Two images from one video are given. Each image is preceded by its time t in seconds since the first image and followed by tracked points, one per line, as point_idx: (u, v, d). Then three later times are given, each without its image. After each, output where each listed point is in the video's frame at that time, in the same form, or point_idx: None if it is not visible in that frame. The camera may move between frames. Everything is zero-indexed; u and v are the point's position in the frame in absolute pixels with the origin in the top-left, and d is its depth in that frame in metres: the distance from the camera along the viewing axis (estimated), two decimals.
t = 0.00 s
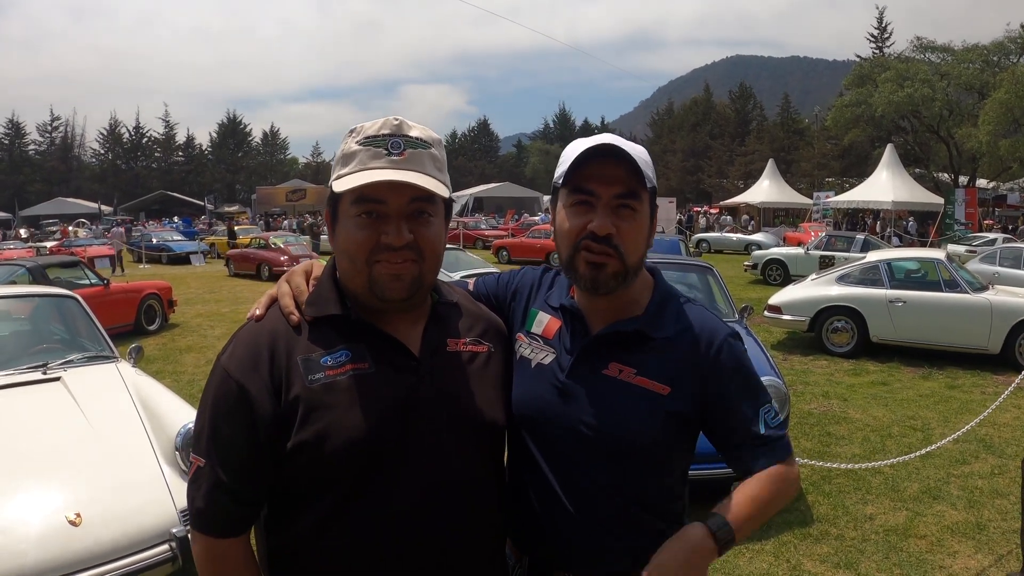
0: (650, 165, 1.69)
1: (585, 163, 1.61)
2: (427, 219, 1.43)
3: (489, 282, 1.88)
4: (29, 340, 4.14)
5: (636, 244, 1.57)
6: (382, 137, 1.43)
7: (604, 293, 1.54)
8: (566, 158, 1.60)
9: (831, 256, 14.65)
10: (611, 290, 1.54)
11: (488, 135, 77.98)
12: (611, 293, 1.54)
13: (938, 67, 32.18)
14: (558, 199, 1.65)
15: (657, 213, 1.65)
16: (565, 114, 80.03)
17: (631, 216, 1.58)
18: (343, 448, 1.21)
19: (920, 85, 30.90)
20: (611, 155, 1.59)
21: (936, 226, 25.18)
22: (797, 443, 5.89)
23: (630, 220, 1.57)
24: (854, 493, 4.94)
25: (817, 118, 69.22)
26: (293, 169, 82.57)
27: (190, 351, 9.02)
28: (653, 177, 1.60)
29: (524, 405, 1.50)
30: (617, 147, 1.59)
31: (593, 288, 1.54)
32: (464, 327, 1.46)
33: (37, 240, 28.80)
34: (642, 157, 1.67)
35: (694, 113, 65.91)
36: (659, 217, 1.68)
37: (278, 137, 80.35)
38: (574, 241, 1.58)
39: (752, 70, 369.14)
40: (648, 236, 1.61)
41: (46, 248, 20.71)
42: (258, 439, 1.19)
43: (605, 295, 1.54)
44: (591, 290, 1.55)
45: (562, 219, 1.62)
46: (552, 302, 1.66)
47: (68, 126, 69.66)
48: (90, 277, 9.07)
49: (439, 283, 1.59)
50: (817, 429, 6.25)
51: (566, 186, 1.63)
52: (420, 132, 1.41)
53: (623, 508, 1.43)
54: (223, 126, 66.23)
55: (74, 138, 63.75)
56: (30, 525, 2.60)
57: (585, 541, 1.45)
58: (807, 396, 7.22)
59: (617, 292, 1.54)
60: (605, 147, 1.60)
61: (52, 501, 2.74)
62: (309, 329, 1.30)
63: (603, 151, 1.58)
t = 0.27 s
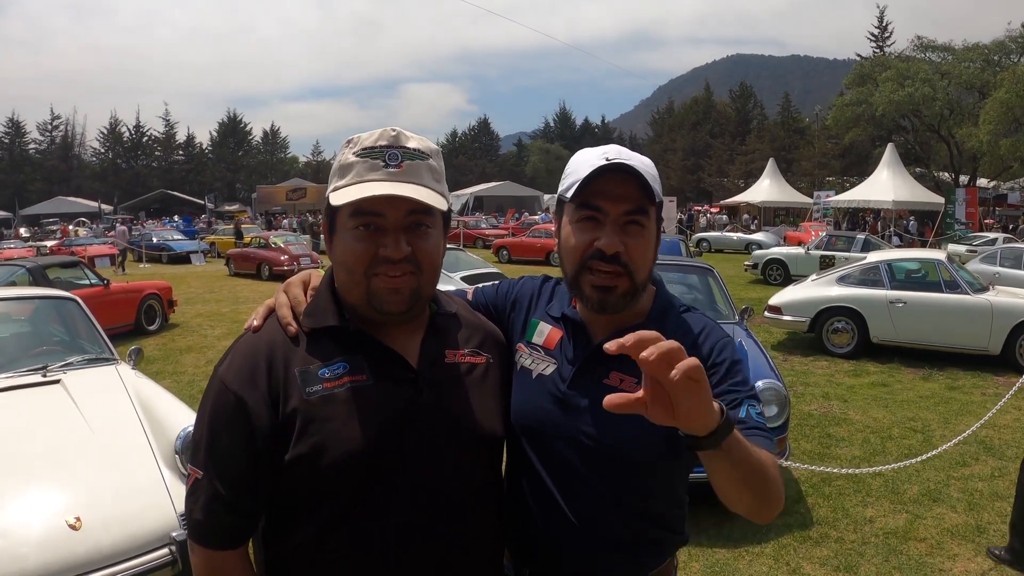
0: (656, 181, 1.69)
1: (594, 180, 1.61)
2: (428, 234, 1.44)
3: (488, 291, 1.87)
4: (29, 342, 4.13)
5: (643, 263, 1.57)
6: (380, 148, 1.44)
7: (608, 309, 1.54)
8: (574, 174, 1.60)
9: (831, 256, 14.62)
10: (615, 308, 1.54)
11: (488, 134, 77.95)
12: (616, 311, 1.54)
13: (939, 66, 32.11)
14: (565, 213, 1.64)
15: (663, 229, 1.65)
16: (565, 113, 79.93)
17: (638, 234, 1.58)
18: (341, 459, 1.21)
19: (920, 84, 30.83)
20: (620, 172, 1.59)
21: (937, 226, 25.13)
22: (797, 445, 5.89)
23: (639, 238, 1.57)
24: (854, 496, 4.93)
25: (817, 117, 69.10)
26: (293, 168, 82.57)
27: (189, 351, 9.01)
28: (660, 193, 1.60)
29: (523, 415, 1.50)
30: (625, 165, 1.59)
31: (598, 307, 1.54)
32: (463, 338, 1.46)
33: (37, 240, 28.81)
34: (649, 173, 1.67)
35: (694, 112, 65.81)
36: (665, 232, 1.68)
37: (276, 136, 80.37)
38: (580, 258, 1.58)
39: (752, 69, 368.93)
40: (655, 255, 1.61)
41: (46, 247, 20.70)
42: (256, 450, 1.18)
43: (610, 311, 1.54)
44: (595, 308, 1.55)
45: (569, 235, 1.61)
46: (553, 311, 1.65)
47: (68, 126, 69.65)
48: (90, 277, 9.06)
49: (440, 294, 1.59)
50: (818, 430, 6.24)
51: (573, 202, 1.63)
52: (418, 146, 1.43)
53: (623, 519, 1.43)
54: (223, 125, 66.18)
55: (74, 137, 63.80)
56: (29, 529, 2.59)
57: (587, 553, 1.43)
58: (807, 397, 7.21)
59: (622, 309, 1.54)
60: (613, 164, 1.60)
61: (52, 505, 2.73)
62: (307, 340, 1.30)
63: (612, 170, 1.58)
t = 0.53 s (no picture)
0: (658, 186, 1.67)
1: (594, 184, 1.58)
2: (426, 240, 1.42)
3: (490, 297, 1.86)
4: (28, 343, 4.11)
5: (642, 270, 1.55)
6: (379, 154, 1.44)
7: (607, 318, 1.52)
8: (573, 180, 1.58)
9: (832, 257, 14.59)
10: (613, 316, 1.52)
11: (488, 133, 77.96)
12: (615, 319, 1.52)
13: (939, 66, 32.05)
14: (564, 218, 1.62)
15: (664, 235, 1.63)
16: (565, 113, 79.87)
17: (638, 241, 1.55)
18: (339, 471, 1.20)
19: (921, 84, 30.78)
20: (620, 176, 1.57)
21: (938, 226, 25.09)
22: (798, 446, 5.86)
23: (639, 244, 1.55)
24: (855, 498, 4.91)
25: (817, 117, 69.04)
26: (293, 167, 82.54)
27: (189, 351, 9.00)
28: (661, 199, 1.58)
29: (524, 424, 1.48)
30: (626, 170, 1.57)
31: (596, 315, 1.52)
32: (464, 346, 1.45)
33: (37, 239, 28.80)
34: (651, 179, 1.65)
35: (695, 112, 65.77)
36: (666, 238, 1.66)
37: (276, 135, 80.32)
38: (579, 265, 1.55)
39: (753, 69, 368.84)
40: (655, 262, 1.58)
41: (46, 246, 20.68)
42: (253, 461, 1.18)
43: (607, 320, 1.52)
44: (594, 316, 1.53)
45: (568, 241, 1.59)
46: (554, 320, 1.64)
47: (68, 125, 69.63)
48: (90, 276, 9.04)
49: (439, 302, 1.58)
50: (819, 432, 6.22)
51: (572, 207, 1.61)
52: (417, 152, 1.42)
53: (624, 531, 1.40)
54: (223, 124, 66.17)
55: (74, 136, 63.81)
56: (29, 533, 2.57)
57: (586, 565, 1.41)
58: (808, 398, 7.19)
59: (620, 317, 1.52)
60: (614, 169, 1.58)
61: (51, 507, 2.72)
62: (305, 349, 1.29)
63: (612, 174, 1.56)
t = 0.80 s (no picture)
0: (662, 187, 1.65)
1: (597, 185, 1.57)
2: (425, 243, 1.40)
3: (491, 302, 1.85)
4: (27, 343, 4.09)
5: (647, 272, 1.53)
6: (375, 155, 1.42)
7: (611, 321, 1.50)
8: (576, 180, 1.57)
9: (832, 257, 14.58)
10: (616, 319, 1.50)
11: (489, 133, 77.96)
12: (617, 322, 1.50)
13: (940, 66, 32.02)
14: (567, 220, 1.61)
15: (669, 236, 1.61)
16: (566, 112, 79.85)
17: (641, 242, 1.54)
18: (338, 480, 1.18)
19: (921, 84, 30.75)
20: (623, 176, 1.56)
21: (938, 226, 25.06)
22: (799, 447, 5.85)
23: (641, 246, 1.53)
24: (856, 500, 4.90)
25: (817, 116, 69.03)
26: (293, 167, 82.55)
27: (189, 351, 8.98)
28: (665, 199, 1.56)
29: (525, 432, 1.47)
30: (630, 170, 1.56)
31: (599, 318, 1.50)
32: (464, 352, 1.43)
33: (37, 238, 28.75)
34: (655, 179, 1.63)
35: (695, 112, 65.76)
36: (671, 240, 1.64)
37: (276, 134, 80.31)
38: (582, 267, 1.54)
39: (753, 69, 368.93)
40: (660, 263, 1.57)
41: (46, 246, 20.65)
42: (251, 471, 1.17)
43: (610, 323, 1.50)
44: (596, 319, 1.51)
45: (570, 243, 1.58)
46: (556, 326, 1.63)
47: (68, 124, 69.63)
48: (90, 277, 9.02)
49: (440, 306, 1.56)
50: (819, 433, 6.21)
51: (575, 208, 1.59)
52: (414, 155, 1.40)
53: (626, 539, 1.39)
54: (223, 124, 66.16)
55: (75, 136, 63.86)
56: (28, 536, 2.55)
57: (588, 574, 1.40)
58: (808, 399, 7.18)
59: (623, 320, 1.50)
60: (618, 168, 1.56)
61: (50, 509, 2.70)
62: (302, 356, 1.28)
63: (615, 174, 1.55)
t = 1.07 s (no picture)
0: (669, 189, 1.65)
1: (605, 185, 1.57)
2: (432, 246, 1.40)
3: (496, 307, 1.85)
4: (28, 344, 4.09)
5: (653, 273, 1.53)
6: (380, 159, 1.42)
7: (615, 323, 1.50)
8: (583, 179, 1.57)
9: (833, 257, 14.58)
10: (622, 321, 1.50)
11: (489, 133, 77.96)
12: (623, 323, 1.50)
13: (940, 66, 32.00)
14: (573, 220, 1.61)
15: (675, 238, 1.61)
16: (566, 112, 79.84)
17: (648, 242, 1.54)
18: (343, 487, 1.19)
19: (921, 84, 30.73)
20: (630, 176, 1.56)
21: (939, 226, 25.04)
22: (799, 448, 5.85)
23: (648, 246, 1.53)
24: (857, 501, 4.90)
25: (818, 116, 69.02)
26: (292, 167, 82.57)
27: (189, 351, 8.99)
28: (672, 201, 1.56)
29: (529, 437, 1.47)
30: (638, 171, 1.56)
31: (604, 319, 1.50)
32: (470, 357, 1.44)
33: (37, 238, 28.74)
34: (662, 180, 1.64)
35: (695, 111, 65.77)
36: (677, 242, 1.64)
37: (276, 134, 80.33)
38: (588, 268, 1.54)
39: (753, 68, 368.90)
40: (665, 264, 1.57)
41: (47, 246, 20.65)
42: (257, 477, 1.17)
43: (616, 324, 1.50)
44: (602, 319, 1.51)
45: (576, 243, 1.58)
46: (562, 331, 1.63)
47: (68, 124, 69.67)
48: (90, 277, 9.02)
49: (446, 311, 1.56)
50: (820, 434, 6.20)
51: (582, 209, 1.59)
52: (420, 159, 1.40)
53: (629, 545, 1.39)
54: (223, 123, 66.19)
55: (75, 136, 63.91)
56: (30, 538, 2.55)
57: None
58: (809, 400, 7.18)
59: (629, 322, 1.50)
60: (625, 169, 1.56)
61: (51, 511, 2.70)
62: (307, 361, 1.28)
63: (623, 173, 1.55)
